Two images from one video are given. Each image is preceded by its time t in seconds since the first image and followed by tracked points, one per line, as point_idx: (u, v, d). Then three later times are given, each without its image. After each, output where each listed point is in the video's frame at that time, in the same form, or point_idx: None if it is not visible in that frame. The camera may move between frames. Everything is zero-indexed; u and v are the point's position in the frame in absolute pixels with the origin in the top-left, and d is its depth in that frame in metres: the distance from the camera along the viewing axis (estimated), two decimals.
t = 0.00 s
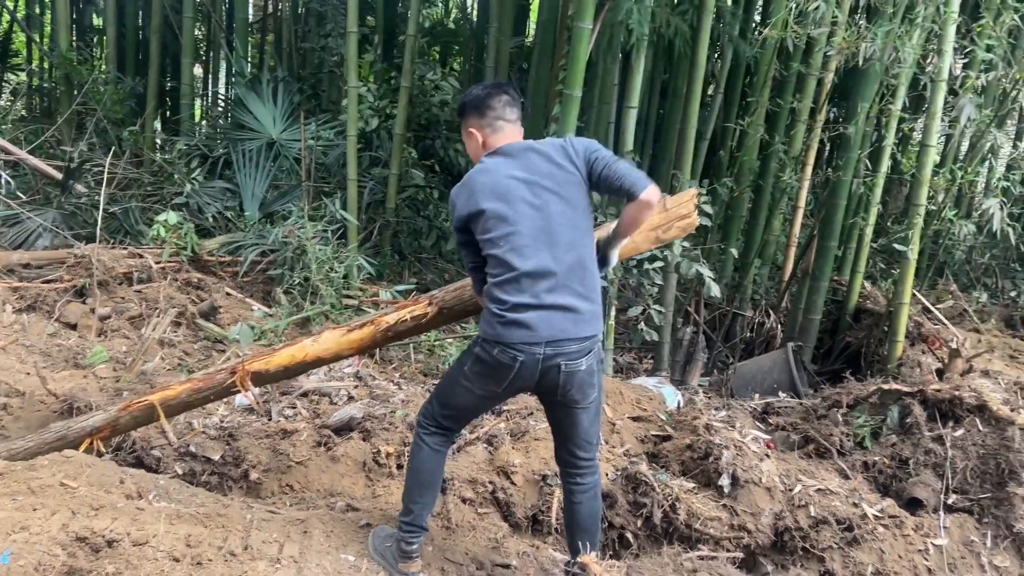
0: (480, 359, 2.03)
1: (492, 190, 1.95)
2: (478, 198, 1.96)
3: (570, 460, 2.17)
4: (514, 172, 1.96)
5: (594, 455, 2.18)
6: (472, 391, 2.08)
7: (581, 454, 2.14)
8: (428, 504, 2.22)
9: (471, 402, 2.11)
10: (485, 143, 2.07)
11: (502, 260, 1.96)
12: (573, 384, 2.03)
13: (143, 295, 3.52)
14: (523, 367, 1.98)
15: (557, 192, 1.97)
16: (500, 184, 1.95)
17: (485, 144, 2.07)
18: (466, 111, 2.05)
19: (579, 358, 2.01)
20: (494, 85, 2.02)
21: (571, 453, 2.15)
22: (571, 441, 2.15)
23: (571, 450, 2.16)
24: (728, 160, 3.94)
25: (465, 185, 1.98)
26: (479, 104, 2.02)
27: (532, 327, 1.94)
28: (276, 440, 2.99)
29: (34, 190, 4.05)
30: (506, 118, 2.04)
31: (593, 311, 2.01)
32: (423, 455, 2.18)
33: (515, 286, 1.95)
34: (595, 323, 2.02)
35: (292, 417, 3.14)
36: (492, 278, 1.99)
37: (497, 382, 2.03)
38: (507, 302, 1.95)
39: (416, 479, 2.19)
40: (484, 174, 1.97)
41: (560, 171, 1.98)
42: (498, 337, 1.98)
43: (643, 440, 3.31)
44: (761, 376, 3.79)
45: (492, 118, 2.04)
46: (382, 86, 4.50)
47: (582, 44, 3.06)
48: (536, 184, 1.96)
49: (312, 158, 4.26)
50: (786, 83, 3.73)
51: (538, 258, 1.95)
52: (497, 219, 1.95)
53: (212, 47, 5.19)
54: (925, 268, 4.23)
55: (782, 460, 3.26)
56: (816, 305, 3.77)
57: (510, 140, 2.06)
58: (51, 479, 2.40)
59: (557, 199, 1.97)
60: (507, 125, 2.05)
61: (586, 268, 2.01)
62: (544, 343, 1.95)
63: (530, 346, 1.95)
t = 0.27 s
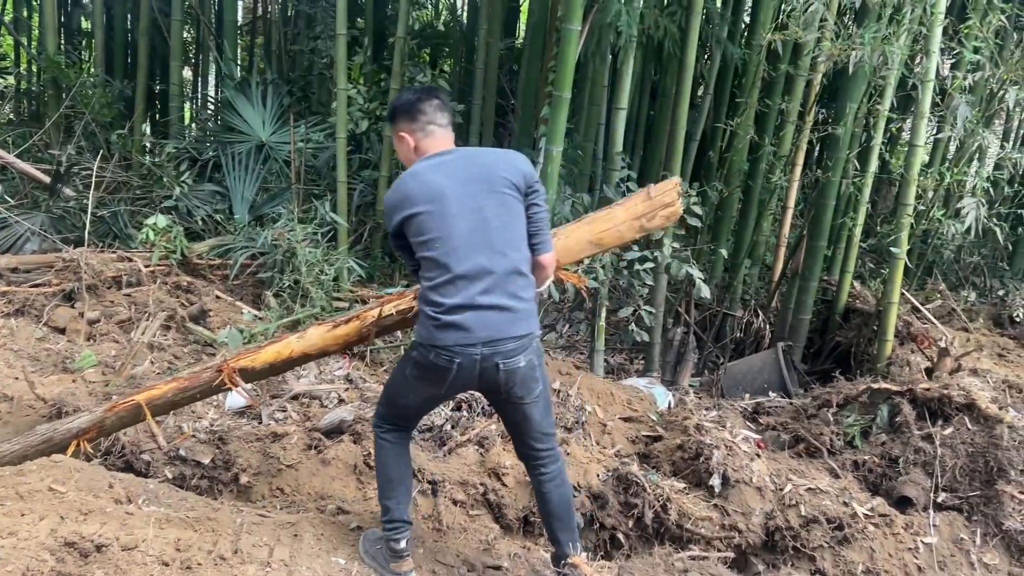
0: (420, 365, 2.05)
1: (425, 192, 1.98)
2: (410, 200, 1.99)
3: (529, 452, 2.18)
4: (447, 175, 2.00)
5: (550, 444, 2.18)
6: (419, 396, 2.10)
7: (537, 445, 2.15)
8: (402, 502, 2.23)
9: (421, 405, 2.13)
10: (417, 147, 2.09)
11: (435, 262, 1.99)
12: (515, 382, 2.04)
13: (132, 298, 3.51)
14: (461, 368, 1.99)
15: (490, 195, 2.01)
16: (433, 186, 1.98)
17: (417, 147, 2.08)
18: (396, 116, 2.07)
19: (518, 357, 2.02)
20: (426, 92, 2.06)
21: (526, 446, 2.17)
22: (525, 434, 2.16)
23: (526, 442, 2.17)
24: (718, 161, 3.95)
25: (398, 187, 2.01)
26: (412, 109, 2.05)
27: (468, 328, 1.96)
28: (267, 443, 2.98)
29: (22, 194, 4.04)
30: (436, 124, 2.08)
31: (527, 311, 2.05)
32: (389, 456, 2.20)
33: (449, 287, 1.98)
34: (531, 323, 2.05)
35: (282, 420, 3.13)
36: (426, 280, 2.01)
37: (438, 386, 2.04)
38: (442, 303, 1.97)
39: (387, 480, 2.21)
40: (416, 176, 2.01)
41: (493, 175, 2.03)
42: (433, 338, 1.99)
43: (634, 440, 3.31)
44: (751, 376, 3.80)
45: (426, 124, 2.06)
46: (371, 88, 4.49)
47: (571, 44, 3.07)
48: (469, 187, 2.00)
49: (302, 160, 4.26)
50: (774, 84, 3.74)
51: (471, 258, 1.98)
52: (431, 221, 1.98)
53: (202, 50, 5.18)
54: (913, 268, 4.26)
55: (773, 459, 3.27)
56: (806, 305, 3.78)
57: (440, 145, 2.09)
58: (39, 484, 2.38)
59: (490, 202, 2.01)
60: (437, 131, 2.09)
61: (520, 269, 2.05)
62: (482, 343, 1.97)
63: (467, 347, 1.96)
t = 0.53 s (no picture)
0: (372, 349, 2.05)
1: (376, 172, 1.99)
2: (360, 179, 1.99)
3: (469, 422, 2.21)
4: (400, 156, 2.00)
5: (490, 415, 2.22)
6: (377, 381, 2.09)
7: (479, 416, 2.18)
8: (388, 508, 2.20)
9: (386, 398, 2.12)
10: (374, 133, 2.11)
11: (383, 242, 1.98)
12: (464, 364, 2.05)
13: (124, 303, 3.50)
14: (411, 351, 1.99)
15: (441, 176, 2.02)
16: (384, 166, 1.99)
17: (374, 133, 2.10)
18: (354, 101, 2.09)
19: (465, 338, 2.02)
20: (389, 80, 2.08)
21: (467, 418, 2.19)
22: (471, 408, 2.18)
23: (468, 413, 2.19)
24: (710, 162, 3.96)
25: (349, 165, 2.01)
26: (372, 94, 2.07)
27: (414, 308, 1.96)
28: (260, 447, 2.97)
29: (13, 199, 4.02)
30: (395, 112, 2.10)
31: (476, 293, 2.06)
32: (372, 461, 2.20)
33: (397, 268, 1.98)
34: (479, 305, 2.06)
35: (276, 424, 3.12)
36: (374, 261, 2.01)
37: (392, 372, 2.03)
38: (390, 284, 1.97)
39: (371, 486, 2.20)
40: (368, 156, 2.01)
41: (445, 157, 2.03)
42: (381, 318, 1.99)
43: (629, 441, 3.31)
44: (745, 377, 3.80)
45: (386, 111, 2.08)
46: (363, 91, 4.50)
47: (563, 46, 3.09)
48: (420, 168, 2.01)
49: (294, 163, 4.25)
50: (766, 85, 3.75)
51: (420, 239, 1.98)
52: (380, 202, 1.97)
53: (193, 54, 5.18)
54: (905, 268, 4.28)
55: (767, 460, 3.27)
56: (799, 305, 3.79)
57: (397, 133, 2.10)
58: (31, 490, 2.39)
59: (441, 183, 2.01)
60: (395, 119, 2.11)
61: (470, 250, 2.05)
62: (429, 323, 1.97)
63: (414, 329, 1.97)
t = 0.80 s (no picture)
0: (357, 349, 2.08)
1: (381, 176, 1.97)
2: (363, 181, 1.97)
3: (449, 439, 2.19)
4: (405, 163, 1.99)
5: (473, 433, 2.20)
6: (359, 379, 2.12)
7: (459, 433, 2.16)
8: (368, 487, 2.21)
9: (367, 389, 2.16)
10: (384, 128, 2.10)
11: (380, 248, 1.98)
12: (447, 375, 2.07)
13: (120, 309, 3.50)
14: (396, 359, 2.02)
15: (444, 188, 2.00)
16: (388, 172, 1.97)
17: (384, 129, 2.09)
18: (368, 96, 2.07)
19: (451, 351, 2.04)
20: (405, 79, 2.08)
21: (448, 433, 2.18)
22: (449, 426, 2.16)
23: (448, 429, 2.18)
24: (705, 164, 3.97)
25: (354, 165, 1.98)
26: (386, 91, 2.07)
27: (404, 318, 1.97)
28: (257, 452, 2.97)
29: (7, 205, 4.02)
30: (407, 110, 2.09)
31: (466, 307, 2.06)
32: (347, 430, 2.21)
33: (391, 276, 1.98)
34: (467, 319, 2.06)
35: (272, 429, 3.12)
36: (369, 264, 2.01)
37: (375, 373, 2.07)
38: (382, 291, 1.98)
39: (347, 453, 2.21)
40: (374, 158, 1.99)
41: (451, 169, 2.01)
42: (371, 324, 2.01)
43: (626, 444, 3.31)
44: (742, 378, 3.81)
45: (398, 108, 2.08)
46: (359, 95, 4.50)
47: (558, 49, 3.10)
48: (424, 177, 1.99)
49: (290, 168, 4.25)
50: (760, 87, 3.76)
51: (416, 250, 1.98)
52: (380, 207, 1.96)
53: (188, 59, 5.18)
54: (900, 269, 4.28)
55: (764, 461, 3.27)
56: (794, 306, 3.79)
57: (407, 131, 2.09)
58: (27, 497, 2.38)
59: (444, 194, 2.00)
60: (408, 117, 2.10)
61: (464, 264, 2.05)
62: (417, 334, 1.98)
63: (401, 339, 1.99)
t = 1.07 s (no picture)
0: (331, 341, 2.11)
1: (361, 175, 1.99)
2: (342, 181, 2.00)
3: (439, 441, 2.17)
4: (384, 165, 2.01)
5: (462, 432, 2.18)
6: (332, 370, 2.15)
7: (446, 434, 2.15)
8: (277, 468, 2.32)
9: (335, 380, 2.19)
10: (370, 131, 2.09)
11: (356, 247, 2.01)
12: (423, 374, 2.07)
13: (121, 315, 3.50)
14: (367, 355, 2.05)
15: (420, 190, 2.01)
16: (367, 174, 1.99)
17: (370, 132, 2.08)
18: (353, 98, 2.08)
19: (425, 351, 2.03)
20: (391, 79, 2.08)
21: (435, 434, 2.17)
22: (435, 428, 2.16)
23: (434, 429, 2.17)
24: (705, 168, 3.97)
25: (335, 165, 2.02)
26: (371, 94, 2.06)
27: (376, 316, 2.00)
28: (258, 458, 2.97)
29: (8, 212, 4.02)
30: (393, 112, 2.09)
31: (441, 308, 2.06)
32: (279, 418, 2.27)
33: (367, 274, 2.01)
34: (443, 320, 2.06)
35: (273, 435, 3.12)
36: (347, 263, 2.05)
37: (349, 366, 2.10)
38: (357, 290, 2.01)
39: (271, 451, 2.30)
40: (355, 159, 2.01)
41: (429, 171, 2.02)
42: (346, 321, 2.04)
43: (627, 448, 3.31)
44: (743, 381, 3.79)
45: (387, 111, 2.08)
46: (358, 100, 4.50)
47: (557, 53, 3.11)
48: (401, 179, 2.00)
49: (289, 173, 4.26)
50: (760, 90, 3.75)
51: (391, 250, 2.00)
52: (358, 207, 1.99)
53: (187, 65, 5.19)
54: (901, 270, 4.28)
55: (766, 464, 3.27)
56: (795, 309, 3.78)
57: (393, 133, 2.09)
58: (29, 505, 2.38)
59: (422, 195, 2.01)
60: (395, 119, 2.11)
61: (440, 265, 2.05)
62: (389, 333, 2.00)
63: (373, 335, 2.01)
